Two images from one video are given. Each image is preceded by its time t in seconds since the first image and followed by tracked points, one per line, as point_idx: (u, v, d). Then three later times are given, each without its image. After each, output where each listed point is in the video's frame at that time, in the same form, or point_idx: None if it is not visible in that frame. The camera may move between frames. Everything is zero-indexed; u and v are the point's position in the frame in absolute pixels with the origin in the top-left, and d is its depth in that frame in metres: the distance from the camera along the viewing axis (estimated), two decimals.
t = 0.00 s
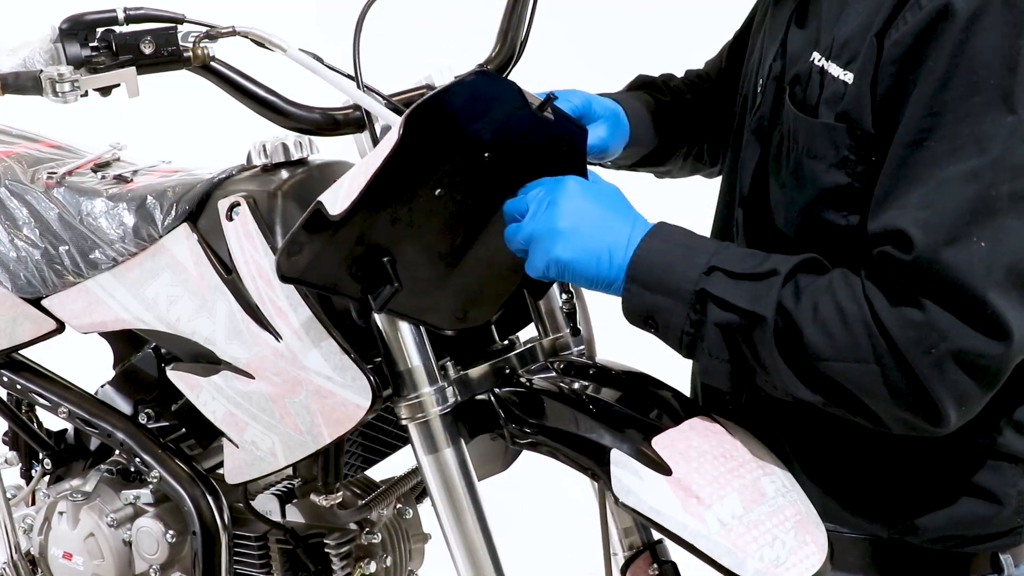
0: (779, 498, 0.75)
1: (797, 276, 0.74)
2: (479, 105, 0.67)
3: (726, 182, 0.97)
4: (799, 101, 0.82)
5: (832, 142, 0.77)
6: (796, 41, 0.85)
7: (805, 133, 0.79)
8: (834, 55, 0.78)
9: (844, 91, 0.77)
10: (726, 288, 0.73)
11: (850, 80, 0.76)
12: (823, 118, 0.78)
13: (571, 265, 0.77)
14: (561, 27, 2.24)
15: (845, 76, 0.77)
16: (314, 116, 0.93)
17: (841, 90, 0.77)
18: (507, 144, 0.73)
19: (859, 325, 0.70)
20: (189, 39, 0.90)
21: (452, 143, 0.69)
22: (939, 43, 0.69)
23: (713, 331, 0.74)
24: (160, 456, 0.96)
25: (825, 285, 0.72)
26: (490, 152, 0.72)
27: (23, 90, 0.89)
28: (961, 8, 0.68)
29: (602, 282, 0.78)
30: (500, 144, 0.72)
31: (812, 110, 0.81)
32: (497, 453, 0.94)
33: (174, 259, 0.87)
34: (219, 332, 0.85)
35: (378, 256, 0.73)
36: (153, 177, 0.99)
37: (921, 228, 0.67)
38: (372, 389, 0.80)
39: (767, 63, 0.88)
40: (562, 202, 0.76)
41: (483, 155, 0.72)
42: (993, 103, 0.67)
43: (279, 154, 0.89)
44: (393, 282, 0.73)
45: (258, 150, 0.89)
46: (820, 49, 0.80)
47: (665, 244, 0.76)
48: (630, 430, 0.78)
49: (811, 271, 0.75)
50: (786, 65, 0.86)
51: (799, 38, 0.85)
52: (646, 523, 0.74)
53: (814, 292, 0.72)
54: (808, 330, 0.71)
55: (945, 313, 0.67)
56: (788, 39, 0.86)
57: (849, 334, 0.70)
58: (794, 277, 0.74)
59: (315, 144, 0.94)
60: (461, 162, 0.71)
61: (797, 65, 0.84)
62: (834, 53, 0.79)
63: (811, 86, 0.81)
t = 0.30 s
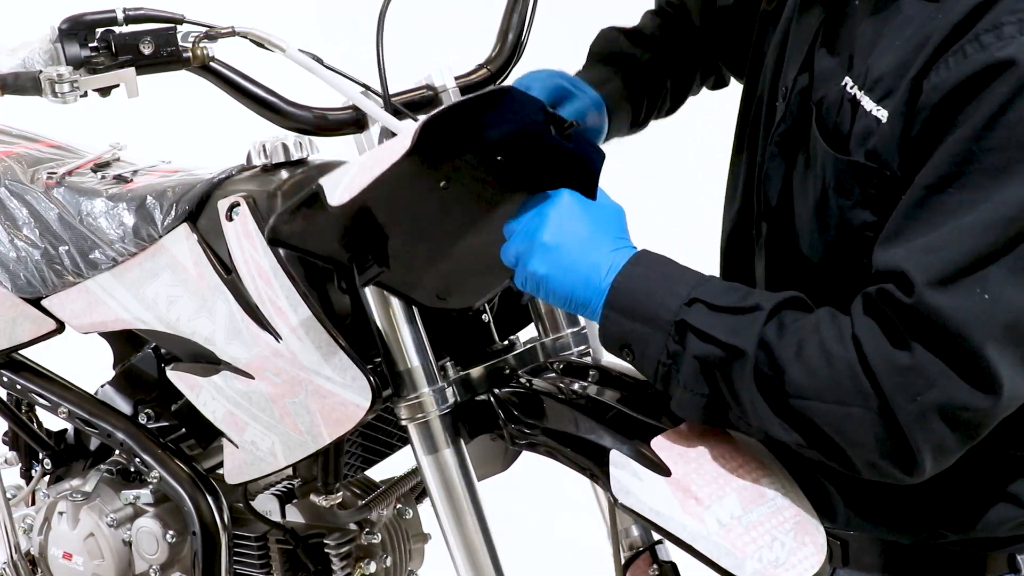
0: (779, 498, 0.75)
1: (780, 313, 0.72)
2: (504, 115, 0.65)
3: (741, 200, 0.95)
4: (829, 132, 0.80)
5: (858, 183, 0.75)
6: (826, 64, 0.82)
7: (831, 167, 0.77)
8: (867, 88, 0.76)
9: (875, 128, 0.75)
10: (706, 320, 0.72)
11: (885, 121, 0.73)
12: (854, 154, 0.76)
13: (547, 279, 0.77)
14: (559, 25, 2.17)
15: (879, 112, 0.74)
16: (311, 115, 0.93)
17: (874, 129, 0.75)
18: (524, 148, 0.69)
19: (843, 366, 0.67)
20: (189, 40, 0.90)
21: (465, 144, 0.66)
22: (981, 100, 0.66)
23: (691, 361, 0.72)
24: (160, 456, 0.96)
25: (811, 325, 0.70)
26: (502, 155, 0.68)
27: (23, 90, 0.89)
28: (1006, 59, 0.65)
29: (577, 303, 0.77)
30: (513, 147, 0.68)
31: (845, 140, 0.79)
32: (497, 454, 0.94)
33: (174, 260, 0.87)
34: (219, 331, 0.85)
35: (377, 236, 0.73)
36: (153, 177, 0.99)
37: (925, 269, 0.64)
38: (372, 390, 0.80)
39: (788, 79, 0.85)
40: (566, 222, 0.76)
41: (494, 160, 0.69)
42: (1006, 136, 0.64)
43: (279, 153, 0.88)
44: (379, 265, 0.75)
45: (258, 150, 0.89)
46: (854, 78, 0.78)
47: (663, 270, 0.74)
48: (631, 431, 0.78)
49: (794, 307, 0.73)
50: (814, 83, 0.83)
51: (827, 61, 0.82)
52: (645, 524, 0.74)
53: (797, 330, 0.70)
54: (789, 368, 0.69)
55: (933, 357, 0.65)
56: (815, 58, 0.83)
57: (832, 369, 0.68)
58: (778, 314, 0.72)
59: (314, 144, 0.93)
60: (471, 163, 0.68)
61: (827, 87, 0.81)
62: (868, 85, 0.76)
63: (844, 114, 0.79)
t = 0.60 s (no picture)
0: (778, 499, 0.75)
1: (767, 306, 0.72)
2: (519, 106, 0.66)
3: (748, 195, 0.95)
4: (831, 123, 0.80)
5: (858, 177, 0.76)
6: (829, 62, 0.82)
7: (832, 161, 0.78)
8: (872, 81, 0.76)
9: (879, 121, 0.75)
10: (697, 306, 0.71)
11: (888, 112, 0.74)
12: (857, 148, 0.76)
13: (541, 261, 0.77)
14: (560, 25, 2.17)
15: (882, 104, 0.74)
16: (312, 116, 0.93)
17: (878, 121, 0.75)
18: (532, 140, 0.70)
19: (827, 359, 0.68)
20: (189, 40, 0.90)
21: (473, 133, 0.67)
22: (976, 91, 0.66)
23: (676, 347, 0.72)
24: (160, 456, 0.96)
25: (796, 314, 0.70)
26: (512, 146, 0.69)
27: (23, 90, 0.89)
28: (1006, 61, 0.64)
29: (568, 290, 0.78)
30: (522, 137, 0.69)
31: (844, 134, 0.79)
32: (497, 455, 0.94)
33: (174, 260, 0.87)
34: (219, 331, 0.85)
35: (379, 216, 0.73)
36: (153, 177, 0.99)
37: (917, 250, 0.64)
38: (372, 390, 0.80)
39: (798, 73, 0.85)
40: (567, 213, 0.76)
41: (503, 149, 0.69)
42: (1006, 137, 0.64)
43: (279, 153, 0.87)
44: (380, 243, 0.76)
45: (258, 149, 0.88)
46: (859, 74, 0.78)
47: (661, 265, 0.74)
48: (630, 431, 0.78)
49: (780, 301, 0.73)
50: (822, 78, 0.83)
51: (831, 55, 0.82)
52: (646, 524, 0.74)
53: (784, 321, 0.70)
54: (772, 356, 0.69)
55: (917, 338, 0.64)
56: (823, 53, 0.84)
57: (813, 357, 0.68)
58: (765, 306, 0.72)
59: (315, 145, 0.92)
60: (482, 151, 0.68)
61: (832, 81, 0.81)
62: (872, 78, 0.76)
63: (846, 109, 0.79)
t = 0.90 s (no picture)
0: (778, 499, 0.75)
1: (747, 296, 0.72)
2: (528, 102, 0.68)
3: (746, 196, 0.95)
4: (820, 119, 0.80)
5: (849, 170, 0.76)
6: (823, 60, 0.82)
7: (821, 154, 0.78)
8: (857, 73, 0.77)
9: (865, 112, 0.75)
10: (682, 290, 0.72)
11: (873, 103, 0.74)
12: (845, 140, 0.77)
13: (540, 244, 0.76)
14: (561, 24, 2.18)
15: (867, 95, 0.75)
16: (313, 115, 0.93)
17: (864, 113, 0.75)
18: (538, 140, 0.72)
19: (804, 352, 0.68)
20: (189, 39, 0.90)
21: (482, 132, 0.68)
22: (958, 80, 0.66)
23: (658, 328, 0.72)
24: (160, 456, 0.96)
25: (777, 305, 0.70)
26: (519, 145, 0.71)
27: (23, 90, 0.88)
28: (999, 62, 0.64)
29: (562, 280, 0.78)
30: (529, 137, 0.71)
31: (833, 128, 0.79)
32: (496, 455, 0.94)
33: (174, 259, 0.87)
34: (219, 332, 0.85)
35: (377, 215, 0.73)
36: (153, 177, 0.99)
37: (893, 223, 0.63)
38: (372, 390, 0.80)
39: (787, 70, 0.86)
40: (572, 203, 0.76)
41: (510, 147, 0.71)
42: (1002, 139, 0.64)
43: (279, 153, 0.88)
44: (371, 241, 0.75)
45: (258, 149, 0.88)
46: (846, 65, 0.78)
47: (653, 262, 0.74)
48: (631, 431, 0.78)
49: (761, 291, 0.73)
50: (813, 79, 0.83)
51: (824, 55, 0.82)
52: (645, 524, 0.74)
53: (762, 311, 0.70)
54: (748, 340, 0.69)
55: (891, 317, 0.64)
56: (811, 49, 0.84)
57: (791, 347, 0.68)
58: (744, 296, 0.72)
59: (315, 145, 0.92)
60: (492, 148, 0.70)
61: (819, 77, 0.82)
62: (857, 70, 0.77)
63: (834, 103, 0.79)
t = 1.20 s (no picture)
0: (779, 497, 0.75)
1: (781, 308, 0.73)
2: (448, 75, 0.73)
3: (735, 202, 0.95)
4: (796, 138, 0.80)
5: (830, 192, 0.76)
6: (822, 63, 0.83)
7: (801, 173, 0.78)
8: (833, 93, 0.77)
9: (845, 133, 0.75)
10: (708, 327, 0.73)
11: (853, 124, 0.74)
12: (823, 160, 0.77)
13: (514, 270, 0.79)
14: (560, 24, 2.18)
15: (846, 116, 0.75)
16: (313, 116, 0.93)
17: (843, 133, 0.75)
18: (494, 124, 0.76)
19: (842, 360, 0.70)
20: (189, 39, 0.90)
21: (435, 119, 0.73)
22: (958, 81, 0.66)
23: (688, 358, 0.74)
24: (160, 456, 0.96)
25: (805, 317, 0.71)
26: (476, 132, 0.75)
27: (23, 90, 0.87)
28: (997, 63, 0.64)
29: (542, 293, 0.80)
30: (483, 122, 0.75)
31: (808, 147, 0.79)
32: (496, 453, 0.94)
33: (174, 259, 0.87)
34: (219, 331, 0.85)
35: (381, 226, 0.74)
36: (153, 177, 0.99)
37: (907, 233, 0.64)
38: (372, 389, 0.80)
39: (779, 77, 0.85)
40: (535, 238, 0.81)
41: (469, 138, 0.75)
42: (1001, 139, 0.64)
43: (279, 154, 0.88)
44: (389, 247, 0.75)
45: (258, 149, 0.88)
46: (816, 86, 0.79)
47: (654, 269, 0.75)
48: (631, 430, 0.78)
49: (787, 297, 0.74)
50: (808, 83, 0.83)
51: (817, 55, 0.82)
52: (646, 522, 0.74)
53: (797, 326, 0.71)
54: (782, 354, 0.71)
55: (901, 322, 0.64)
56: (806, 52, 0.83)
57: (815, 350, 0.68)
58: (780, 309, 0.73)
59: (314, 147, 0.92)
60: (454, 143, 0.75)
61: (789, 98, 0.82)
62: (832, 91, 0.77)
63: (808, 121, 0.80)
